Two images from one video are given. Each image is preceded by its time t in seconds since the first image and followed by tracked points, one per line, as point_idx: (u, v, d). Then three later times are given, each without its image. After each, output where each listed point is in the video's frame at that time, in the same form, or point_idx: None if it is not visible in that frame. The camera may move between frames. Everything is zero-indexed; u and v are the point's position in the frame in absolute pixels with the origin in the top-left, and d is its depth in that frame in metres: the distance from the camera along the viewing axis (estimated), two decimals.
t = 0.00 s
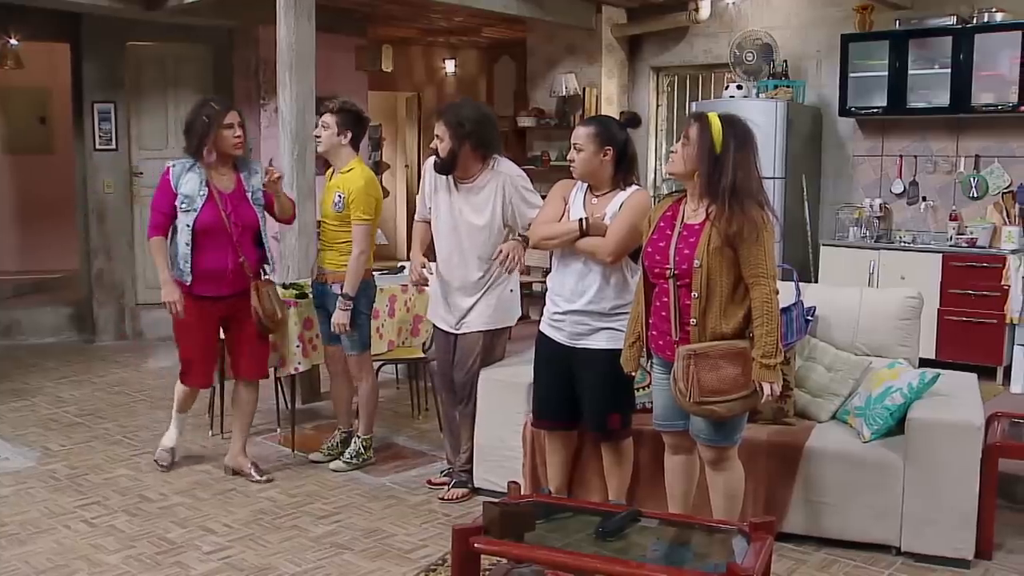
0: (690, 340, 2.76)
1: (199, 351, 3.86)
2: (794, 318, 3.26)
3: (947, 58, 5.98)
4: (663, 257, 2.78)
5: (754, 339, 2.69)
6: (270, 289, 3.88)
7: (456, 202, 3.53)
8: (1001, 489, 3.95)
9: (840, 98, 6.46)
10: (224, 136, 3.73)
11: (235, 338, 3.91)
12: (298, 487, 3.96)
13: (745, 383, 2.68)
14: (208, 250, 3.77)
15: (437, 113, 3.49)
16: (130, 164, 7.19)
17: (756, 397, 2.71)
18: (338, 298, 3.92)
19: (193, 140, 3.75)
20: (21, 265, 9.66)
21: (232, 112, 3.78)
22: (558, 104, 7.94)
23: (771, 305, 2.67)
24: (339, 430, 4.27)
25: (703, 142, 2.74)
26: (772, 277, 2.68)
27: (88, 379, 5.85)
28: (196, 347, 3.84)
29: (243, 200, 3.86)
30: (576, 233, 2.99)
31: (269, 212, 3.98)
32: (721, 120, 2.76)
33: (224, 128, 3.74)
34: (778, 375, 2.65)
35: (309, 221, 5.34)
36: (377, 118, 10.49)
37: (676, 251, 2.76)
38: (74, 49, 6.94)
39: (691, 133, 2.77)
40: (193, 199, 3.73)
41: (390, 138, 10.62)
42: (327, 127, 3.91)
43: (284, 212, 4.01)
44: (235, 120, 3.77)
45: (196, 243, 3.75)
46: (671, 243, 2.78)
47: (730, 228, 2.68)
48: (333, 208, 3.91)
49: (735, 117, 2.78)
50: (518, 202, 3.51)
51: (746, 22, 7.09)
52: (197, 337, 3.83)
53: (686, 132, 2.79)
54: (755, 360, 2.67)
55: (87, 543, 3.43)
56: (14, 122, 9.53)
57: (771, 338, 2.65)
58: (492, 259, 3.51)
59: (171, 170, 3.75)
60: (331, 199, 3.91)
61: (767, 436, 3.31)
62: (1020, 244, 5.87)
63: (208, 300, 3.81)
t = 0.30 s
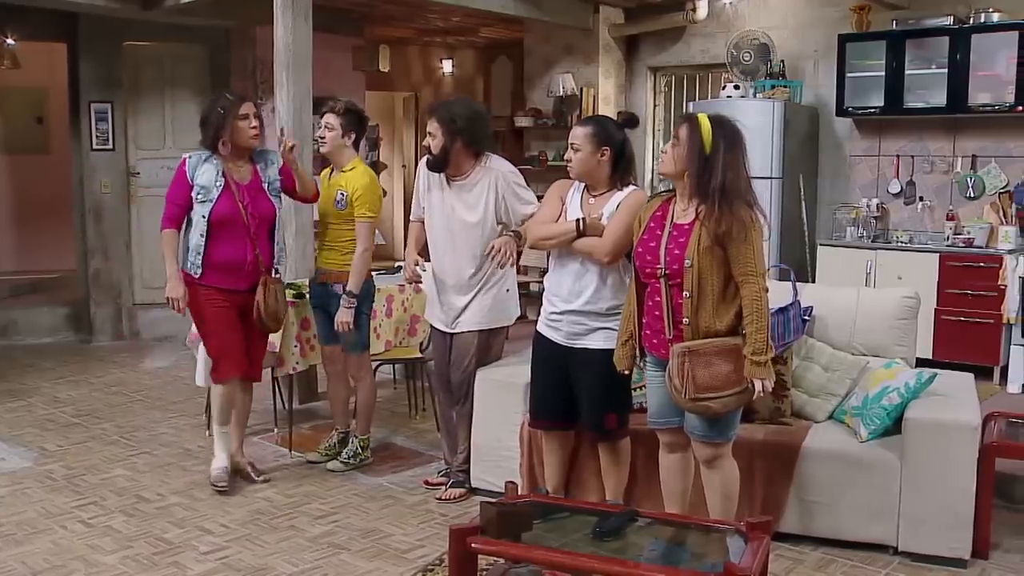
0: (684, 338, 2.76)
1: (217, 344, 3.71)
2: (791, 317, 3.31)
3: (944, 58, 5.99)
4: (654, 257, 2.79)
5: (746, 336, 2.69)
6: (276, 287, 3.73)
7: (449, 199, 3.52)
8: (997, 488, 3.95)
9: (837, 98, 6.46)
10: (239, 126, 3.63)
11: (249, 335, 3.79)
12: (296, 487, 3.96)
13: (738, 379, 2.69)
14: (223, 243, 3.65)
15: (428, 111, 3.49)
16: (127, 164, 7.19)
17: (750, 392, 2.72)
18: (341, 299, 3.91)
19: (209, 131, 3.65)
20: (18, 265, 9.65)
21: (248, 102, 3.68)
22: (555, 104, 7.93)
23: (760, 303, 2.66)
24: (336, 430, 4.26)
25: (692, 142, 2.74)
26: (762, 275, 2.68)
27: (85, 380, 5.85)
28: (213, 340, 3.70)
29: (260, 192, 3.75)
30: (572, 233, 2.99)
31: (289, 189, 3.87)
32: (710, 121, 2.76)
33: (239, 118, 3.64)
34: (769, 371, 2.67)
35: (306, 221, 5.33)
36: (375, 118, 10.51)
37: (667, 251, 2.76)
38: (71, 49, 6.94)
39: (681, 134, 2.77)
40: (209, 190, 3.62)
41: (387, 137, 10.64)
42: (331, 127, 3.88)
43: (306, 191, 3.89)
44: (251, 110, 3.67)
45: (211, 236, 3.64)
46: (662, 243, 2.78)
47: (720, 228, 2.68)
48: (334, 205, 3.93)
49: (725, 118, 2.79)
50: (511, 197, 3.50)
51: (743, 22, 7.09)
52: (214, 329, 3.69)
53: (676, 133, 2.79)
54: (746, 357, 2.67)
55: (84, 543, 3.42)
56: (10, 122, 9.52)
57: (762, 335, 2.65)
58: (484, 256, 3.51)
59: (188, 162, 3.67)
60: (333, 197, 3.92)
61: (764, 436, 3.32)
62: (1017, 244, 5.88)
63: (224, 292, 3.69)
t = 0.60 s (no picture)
0: (677, 337, 2.77)
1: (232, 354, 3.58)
2: (788, 317, 3.35)
3: (940, 58, 6.00)
4: (645, 258, 2.79)
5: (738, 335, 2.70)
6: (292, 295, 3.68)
7: (442, 200, 3.51)
8: (992, 487, 3.96)
9: (833, 98, 6.47)
10: (255, 133, 3.51)
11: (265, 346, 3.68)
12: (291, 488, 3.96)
13: (731, 376, 2.70)
14: (238, 253, 3.54)
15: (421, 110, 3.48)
16: (123, 164, 7.18)
17: (743, 389, 2.73)
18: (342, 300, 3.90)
19: (222, 138, 3.54)
20: (14, 265, 9.63)
21: (264, 108, 3.56)
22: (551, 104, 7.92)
23: (752, 302, 2.67)
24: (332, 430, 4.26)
25: (680, 144, 2.75)
26: (752, 275, 2.69)
27: (81, 380, 5.85)
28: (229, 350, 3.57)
29: (275, 200, 3.63)
30: (566, 234, 2.99)
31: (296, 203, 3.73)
32: (697, 123, 2.76)
33: (255, 125, 3.51)
34: (762, 369, 2.69)
35: (302, 221, 5.34)
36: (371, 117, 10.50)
37: (658, 252, 2.76)
38: (67, 50, 6.94)
39: (669, 138, 2.77)
40: (222, 199, 3.51)
41: (383, 138, 10.64)
42: (336, 128, 3.87)
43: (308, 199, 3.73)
44: (267, 117, 3.55)
45: (224, 245, 3.53)
46: (652, 244, 2.78)
47: (710, 228, 2.69)
48: (336, 203, 3.91)
49: (711, 119, 2.79)
50: (503, 197, 3.50)
51: (739, 22, 7.10)
52: (230, 339, 3.56)
53: (663, 136, 2.79)
54: (739, 355, 2.69)
55: (80, 544, 3.42)
56: (5, 121, 9.49)
57: (753, 333, 2.67)
58: (477, 256, 3.51)
59: (200, 169, 3.55)
60: (333, 195, 3.91)
61: (760, 436, 3.32)
62: (1013, 244, 5.89)
63: (239, 302, 3.56)
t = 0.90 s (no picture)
0: (677, 336, 2.77)
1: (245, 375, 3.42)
2: (783, 316, 3.35)
3: (934, 58, 6.00)
4: (647, 257, 2.79)
5: (735, 335, 2.70)
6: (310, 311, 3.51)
7: (437, 201, 3.51)
8: (987, 487, 3.96)
9: (828, 98, 6.48)
10: (276, 144, 3.38)
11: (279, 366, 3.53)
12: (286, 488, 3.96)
13: (727, 378, 2.70)
14: (256, 269, 3.39)
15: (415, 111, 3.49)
16: (117, 164, 7.17)
17: (737, 391, 2.72)
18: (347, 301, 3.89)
19: (241, 148, 3.39)
20: (10, 265, 9.62)
21: (287, 119, 3.43)
22: (547, 104, 7.92)
23: (750, 304, 2.68)
24: (328, 431, 4.27)
25: (684, 145, 2.75)
26: (752, 276, 2.69)
27: (76, 380, 5.84)
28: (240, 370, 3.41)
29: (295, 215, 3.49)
30: (559, 233, 2.99)
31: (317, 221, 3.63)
32: (701, 124, 2.77)
33: (277, 136, 3.38)
34: (757, 370, 2.67)
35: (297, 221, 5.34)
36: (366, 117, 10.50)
37: (660, 251, 2.76)
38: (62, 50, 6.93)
39: (673, 138, 2.78)
40: (243, 214, 3.36)
41: (378, 138, 10.66)
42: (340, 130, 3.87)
43: (331, 223, 3.66)
44: (290, 128, 3.42)
45: (242, 261, 3.38)
46: (655, 243, 2.78)
47: (712, 228, 2.70)
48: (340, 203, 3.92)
49: (715, 120, 2.80)
50: (496, 197, 3.51)
51: (733, 22, 7.10)
52: (243, 360, 3.40)
53: (667, 136, 2.80)
54: (734, 356, 2.68)
55: (74, 544, 3.41)
56: None
57: (749, 335, 2.66)
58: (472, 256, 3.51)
59: (218, 180, 3.39)
60: (336, 196, 3.90)
61: (755, 436, 3.32)
62: (1007, 244, 5.90)
63: (255, 321, 3.41)
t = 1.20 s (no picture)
0: (699, 335, 2.86)
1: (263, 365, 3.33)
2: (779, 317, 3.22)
3: (929, 58, 6.01)
4: (666, 257, 2.88)
5: (754, 332, 2.83)
6: (324, 302, 3.37)
7: (431, 200, 3.49)
8: (981, 486, 3.97)
9: (823, 98, 6.49)
10: (284, 123, 3.26)
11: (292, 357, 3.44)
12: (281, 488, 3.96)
13: (747, 375, 2.82)
14: (270, 255, 3.28)
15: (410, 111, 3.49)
16: (112, 164, 7.16)
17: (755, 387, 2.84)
18: (349, 301, 3.85)
19: (249, 130, 3.27)
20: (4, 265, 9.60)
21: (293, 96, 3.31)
22: (542, 104, 7.91)
23: (769, 302, 2.81)
24: (323, 432, 4.28)
25: (703, 145, 2.84)
26: (771, 274, 2.82)
27: (70, 380, 5.83)
28: (258, 360, 3.32)
29: (308, 197, 3.38)
30: (555, 231, 2.99)
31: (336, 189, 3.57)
32: (716, 126, 2.87)
33: (283, 114, 3.27)
34: (775, 367, 2.82)
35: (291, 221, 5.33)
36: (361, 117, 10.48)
37: (680, 251, 2.86)
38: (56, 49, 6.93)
39: (690, 138, 2.86)
40: (255, 196, 3.23)
41: (373, 138, 10.65)
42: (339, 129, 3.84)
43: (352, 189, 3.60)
44: (296, 106, 3.30)
45: (256, 247, 3.26)
46: (673, 244, 2.88)
47: (734, 228, 2.81)
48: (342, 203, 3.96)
49: (728, 121, 2.91)
50: (491, 196, 3.48)
51: (728, 22, 7.11)
52: (256, 352, 3.31)
53: (683, 137, 2.89)
54: (753, 353, 2.82)
55: (68, 545, 3.41)
56: None
57: (769, 331, 2.80)
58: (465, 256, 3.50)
59: (228, 162, 3.26)
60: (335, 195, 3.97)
61: (750, 435, 3.33)
62: (1001, 244, 5.91)
63: (272, 308, 3.31)
